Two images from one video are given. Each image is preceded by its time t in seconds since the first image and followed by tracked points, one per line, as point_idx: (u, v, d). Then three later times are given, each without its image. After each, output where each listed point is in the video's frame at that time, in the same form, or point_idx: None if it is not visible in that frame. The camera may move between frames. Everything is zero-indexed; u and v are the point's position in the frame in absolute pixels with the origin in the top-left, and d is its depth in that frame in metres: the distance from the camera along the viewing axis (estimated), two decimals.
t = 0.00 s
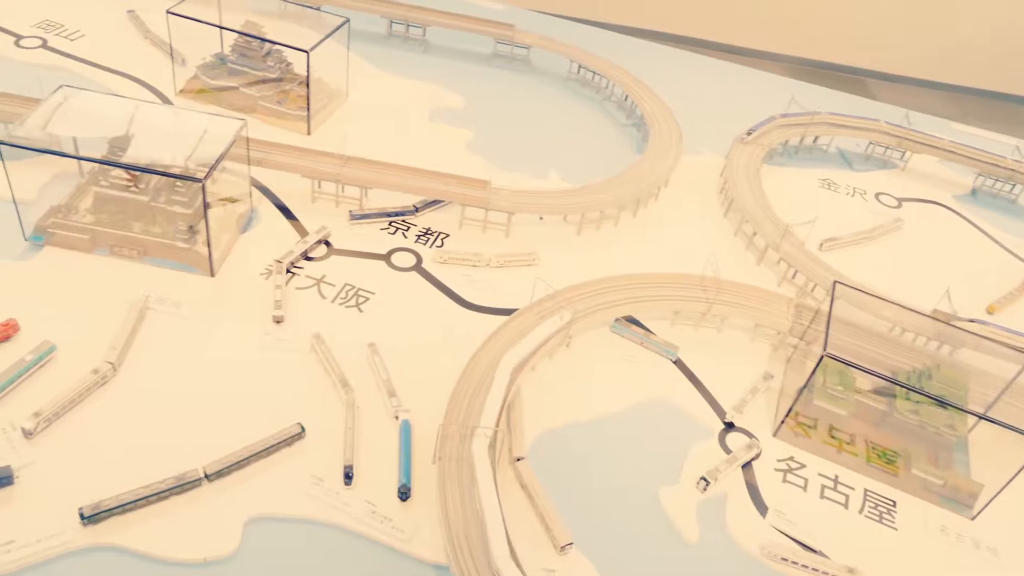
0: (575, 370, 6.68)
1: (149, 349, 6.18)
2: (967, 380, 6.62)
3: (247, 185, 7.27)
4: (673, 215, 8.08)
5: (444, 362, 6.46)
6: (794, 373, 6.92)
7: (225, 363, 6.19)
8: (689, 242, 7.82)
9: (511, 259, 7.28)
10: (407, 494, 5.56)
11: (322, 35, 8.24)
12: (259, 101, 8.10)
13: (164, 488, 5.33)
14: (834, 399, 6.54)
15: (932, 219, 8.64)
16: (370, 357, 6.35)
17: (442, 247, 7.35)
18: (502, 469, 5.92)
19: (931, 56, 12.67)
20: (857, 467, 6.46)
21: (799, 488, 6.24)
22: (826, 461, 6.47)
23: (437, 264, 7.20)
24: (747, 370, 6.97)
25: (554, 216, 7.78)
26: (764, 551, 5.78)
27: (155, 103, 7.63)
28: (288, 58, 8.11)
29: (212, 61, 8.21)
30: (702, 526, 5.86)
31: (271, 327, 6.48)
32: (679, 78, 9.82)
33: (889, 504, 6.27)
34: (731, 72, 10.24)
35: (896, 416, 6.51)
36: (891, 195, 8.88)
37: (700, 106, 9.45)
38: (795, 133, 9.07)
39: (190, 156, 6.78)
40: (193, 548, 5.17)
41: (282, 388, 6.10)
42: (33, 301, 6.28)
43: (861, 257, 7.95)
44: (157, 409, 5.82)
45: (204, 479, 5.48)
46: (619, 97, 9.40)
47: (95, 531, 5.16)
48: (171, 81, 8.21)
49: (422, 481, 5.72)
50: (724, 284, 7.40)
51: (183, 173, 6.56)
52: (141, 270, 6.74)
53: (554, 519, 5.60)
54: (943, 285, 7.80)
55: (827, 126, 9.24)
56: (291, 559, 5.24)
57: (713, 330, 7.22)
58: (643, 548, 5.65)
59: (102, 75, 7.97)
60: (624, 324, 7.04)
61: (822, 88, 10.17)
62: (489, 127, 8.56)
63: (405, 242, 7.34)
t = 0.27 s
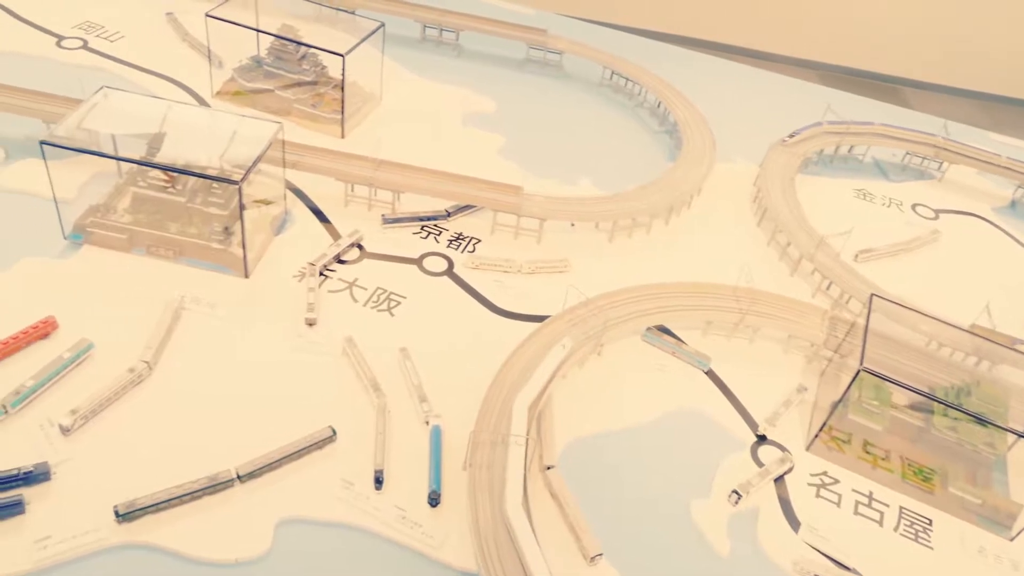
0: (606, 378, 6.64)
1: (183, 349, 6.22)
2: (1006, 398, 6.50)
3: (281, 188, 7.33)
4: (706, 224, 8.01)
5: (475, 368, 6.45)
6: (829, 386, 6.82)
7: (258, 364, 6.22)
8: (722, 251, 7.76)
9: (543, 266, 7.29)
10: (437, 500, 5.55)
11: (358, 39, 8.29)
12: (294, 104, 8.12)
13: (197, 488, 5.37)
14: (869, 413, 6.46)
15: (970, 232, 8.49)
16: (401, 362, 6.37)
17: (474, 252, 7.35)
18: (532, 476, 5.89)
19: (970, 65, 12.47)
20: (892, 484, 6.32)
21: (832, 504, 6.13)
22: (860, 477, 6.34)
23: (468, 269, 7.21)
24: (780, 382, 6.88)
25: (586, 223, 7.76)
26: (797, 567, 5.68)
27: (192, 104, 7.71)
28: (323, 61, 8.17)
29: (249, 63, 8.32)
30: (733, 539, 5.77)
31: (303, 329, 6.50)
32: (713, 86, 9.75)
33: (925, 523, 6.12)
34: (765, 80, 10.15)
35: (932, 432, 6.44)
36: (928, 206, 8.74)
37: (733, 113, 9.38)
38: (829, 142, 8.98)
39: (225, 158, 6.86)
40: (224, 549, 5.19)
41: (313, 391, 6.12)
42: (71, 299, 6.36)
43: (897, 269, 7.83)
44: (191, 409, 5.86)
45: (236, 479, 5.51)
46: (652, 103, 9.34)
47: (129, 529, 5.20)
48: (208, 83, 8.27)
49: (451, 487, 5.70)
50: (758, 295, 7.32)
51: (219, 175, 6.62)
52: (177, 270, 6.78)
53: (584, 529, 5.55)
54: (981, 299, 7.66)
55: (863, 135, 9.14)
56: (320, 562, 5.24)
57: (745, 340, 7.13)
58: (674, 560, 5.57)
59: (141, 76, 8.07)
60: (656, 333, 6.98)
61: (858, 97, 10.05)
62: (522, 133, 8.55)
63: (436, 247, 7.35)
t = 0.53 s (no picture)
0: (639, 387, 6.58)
1: (219, 348, 6.27)
2: None
3: (318, 189, 7.37)
4: (742, 235, 7.94)
5: (507, 374, 6.43)
6: (866, 403, 6.71)
7: (293, 365, 6.26)
8: (758, 262, 7.68)
9: (576, 273, 7.28)
10: (468, 506, 5.53)
11: (396, 43, 8.33)
12: (332, 106, 8.15)
13: (231, 486, 5.40)
14: (908, 431, 6.38)
15: (1013, 248, 8.32)
16: (434, 367, 6.37)
17: (508, 258, 7.35)
18: (563, 485, 5.84)
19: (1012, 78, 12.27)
20: (930, 504, 6.18)
21: (868, 522, 6.00)
22: (897, 496, 6.21)
23: (501, 274, 7.21)
24: (816, 397, 6.77)
25: (620, 230, 7.74)
26: None
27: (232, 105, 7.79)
28: (362, 64, 8.21)
29: (288, 65, 8.39)
30: (767, 555, 5.67)
31: (337, 331, 6.53)
32: (750, 96, 9.68)
33: (963, 545, 5.98)
34: (803, 90, 10.05)
35: (973, 453, 6.33)
36: (969, 220, 8.59)
37: (771, 124, 9.29)
38: (869, 154, 8.87)
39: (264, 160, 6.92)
40: (255, 548, 5.20)
41: (346, 393, 6.13)
42: (111, 295, 6.45)
43: (937, 284, 7.70)
44: (226, 408, 5.91)
45: (270, 479, 5.53)
46: (689, 112, 9.30)
47: (164, 525, 5.23)
48: (247, 84, 8.35)
49: (482, 494, 5.68)
50: (794, 308, 7.24)
51: (258, 176, 6.68)
52: (215, 269, 6.83)
53: (615, 540, 5.47)
54: None
55: (904, 148, 9.01)
56: (350, 564, 5.24)
57: (781, 353, 7.03)
58: None
59: (183, 76, 8.17)
60: (690, 344, 6.92)
61: (898, 110, 9.92)
62: (557, 139, 8.54)
63: (470, 251, 7.36)
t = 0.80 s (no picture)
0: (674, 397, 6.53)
1: (256, 348, 6.33)
2: None
3: (356, 191, 7.39)
4: (779, 246, 7.87)
5: (542, 381, 6.42)
6: (905, 420, 6.59)
7: (328, 366, 6.30)
8: (796, 274, 7.60)
9: (612, 281, 7.25)
10: (500, 512, 5.52)
11: (436, 47, 8.37)
12: (370, 109, 8.21)
13: (267, 485, 5.43)
14: (948, 451, 6.28)
15: None
16: (468, 372, 6.38)
17: (543, 264, 7.34)
18: (595, 495, 5.79)
19: None
20: (970, 525, 6.04)
21: (906, 542, 5.88)
22: (935, 516, 6.08)
23: (537, 281, 7.20)
24: (854, 413, 6.67)
25: (656, 239, 7.71)
26: None
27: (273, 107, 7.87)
28: (401, 68, 8.26)
29: (328, 68, 8.47)
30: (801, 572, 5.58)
31: (373, 333, 6.57)
32: (789, 105, 9.59)
33: (1004, 569, 5.82)
34: (843, 100, 9.94)
35: (1014, 475, 6.23)
36: (1012, 236, 8.41)
37: (810, 134, 9.20)
38: (910, 166, 8.75)
39: (303, 161, 6.93)
40: (289, 548, 5.23)
41: (381, 395, 6.16)
42: (152, 292, 6.53)
43: (980, 300, 7.55)
44: (263, 407, 5.96)
45: (304, 479, 5.56)
46: (727, 120, 9.23)
47: (201, 521, 5.28)
48: (288, 86, 8.42)
49: (515, 501, 5.66)
50: (832, 321, 7.15)
51: (297, 177, 6.73)
52: (254, 269, 6.91)
53: (647, 552, 5.42)
54: None
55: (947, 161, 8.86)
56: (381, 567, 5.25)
57: (818, 367, 6.93)
58: None
59: (225, 77, 8.27)
60: (726, 355, 6.85)
61: (942, 122, 9.77)
62: (594, 146, 8.52)
63: (506, 257, 7.36)
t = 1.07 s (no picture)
0: (704, 408, 6.49)
1: (288, 348, 6.37)
2: None
3: (389, 195, 7.44)
4: (812, 258, 7.81)
5: (571, 389, 6.41)
6: (939, 438, 6.51)
7: (359, 368, 6.32)
8: (828, 288, 7.54)
9: (642, 290, 7.22)
10: (528, 519, 5.51)
11: (471, 52, 8.40)
12: (404, 112, 8.24)
13: (298, 485, 5.47)
14: (982, 470, 6.13)
15: None
16: (498, 377, 6.37)
17: (574, 271, 7.34)
18: (624, 504, 5.74)
19: None
20: (1004, 548, 5.94)
21: (938, 563, 5.78)
22: (968, 537, 6.00)
23: (567, 287, 7.19)
24: (886, 429, 6.59)
25: (687, 248, 7.69)
26: None
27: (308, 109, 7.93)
28: (435, 72, 8.31)
29: (363, 71, 8.52)
30: None
31: (404, 336, 6.59)
32: (823, 117, 9.52)
33: None
34: (878, 112, 9.86)
35: None
36: None
37: (844, 146, 9.13)
38: (948, 180, 8.64)
39: (338, 163, 6.99)
40: (318, 548, 5.26)
41: (411, 399, 6.18)
42: (187, 290, 6.60)
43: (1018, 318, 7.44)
44: (294, 407, 6.00)
45: (334, 480, 5.59)
46: (761, 131, 9.21)
47: (232, 519, 5.32)
48: (323, 88, 8.48)
49: (543, 508, 5.65)
50: (866, 336, 7.07)
51: (331, 179, 6.75)
52: (287, 269, 6.96)
53: (675, 563, 5.36)
54: None
55: (985, 175, 8.75)
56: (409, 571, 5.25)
57: (850, 383, 6.87)
58: None
59: (262, 79, 8.36)
60: (757, 368, 6.80)
61: (979, 136, 9.64)
62: (627, 153, 8.51)
63: (537, 263, 7.36)
